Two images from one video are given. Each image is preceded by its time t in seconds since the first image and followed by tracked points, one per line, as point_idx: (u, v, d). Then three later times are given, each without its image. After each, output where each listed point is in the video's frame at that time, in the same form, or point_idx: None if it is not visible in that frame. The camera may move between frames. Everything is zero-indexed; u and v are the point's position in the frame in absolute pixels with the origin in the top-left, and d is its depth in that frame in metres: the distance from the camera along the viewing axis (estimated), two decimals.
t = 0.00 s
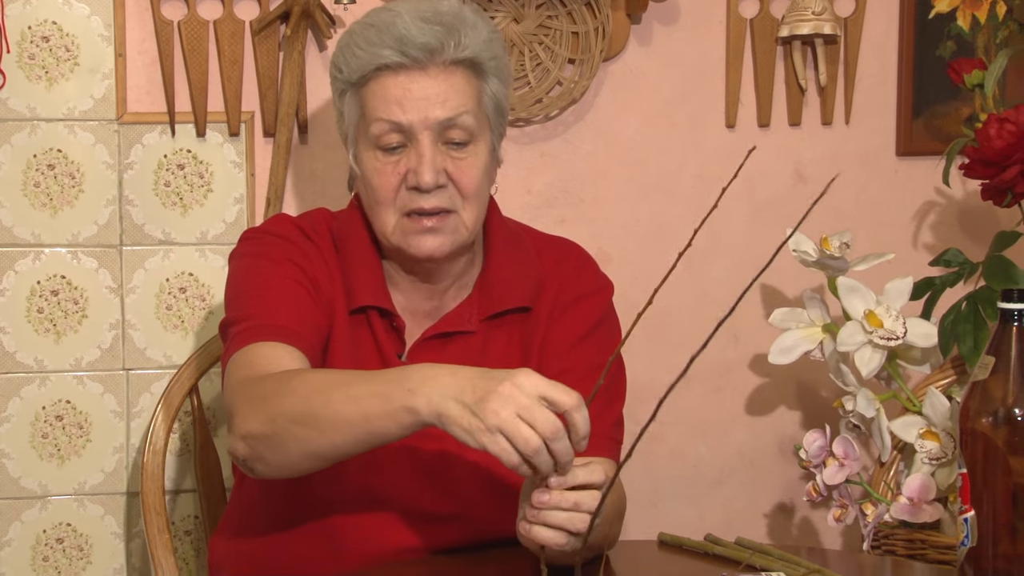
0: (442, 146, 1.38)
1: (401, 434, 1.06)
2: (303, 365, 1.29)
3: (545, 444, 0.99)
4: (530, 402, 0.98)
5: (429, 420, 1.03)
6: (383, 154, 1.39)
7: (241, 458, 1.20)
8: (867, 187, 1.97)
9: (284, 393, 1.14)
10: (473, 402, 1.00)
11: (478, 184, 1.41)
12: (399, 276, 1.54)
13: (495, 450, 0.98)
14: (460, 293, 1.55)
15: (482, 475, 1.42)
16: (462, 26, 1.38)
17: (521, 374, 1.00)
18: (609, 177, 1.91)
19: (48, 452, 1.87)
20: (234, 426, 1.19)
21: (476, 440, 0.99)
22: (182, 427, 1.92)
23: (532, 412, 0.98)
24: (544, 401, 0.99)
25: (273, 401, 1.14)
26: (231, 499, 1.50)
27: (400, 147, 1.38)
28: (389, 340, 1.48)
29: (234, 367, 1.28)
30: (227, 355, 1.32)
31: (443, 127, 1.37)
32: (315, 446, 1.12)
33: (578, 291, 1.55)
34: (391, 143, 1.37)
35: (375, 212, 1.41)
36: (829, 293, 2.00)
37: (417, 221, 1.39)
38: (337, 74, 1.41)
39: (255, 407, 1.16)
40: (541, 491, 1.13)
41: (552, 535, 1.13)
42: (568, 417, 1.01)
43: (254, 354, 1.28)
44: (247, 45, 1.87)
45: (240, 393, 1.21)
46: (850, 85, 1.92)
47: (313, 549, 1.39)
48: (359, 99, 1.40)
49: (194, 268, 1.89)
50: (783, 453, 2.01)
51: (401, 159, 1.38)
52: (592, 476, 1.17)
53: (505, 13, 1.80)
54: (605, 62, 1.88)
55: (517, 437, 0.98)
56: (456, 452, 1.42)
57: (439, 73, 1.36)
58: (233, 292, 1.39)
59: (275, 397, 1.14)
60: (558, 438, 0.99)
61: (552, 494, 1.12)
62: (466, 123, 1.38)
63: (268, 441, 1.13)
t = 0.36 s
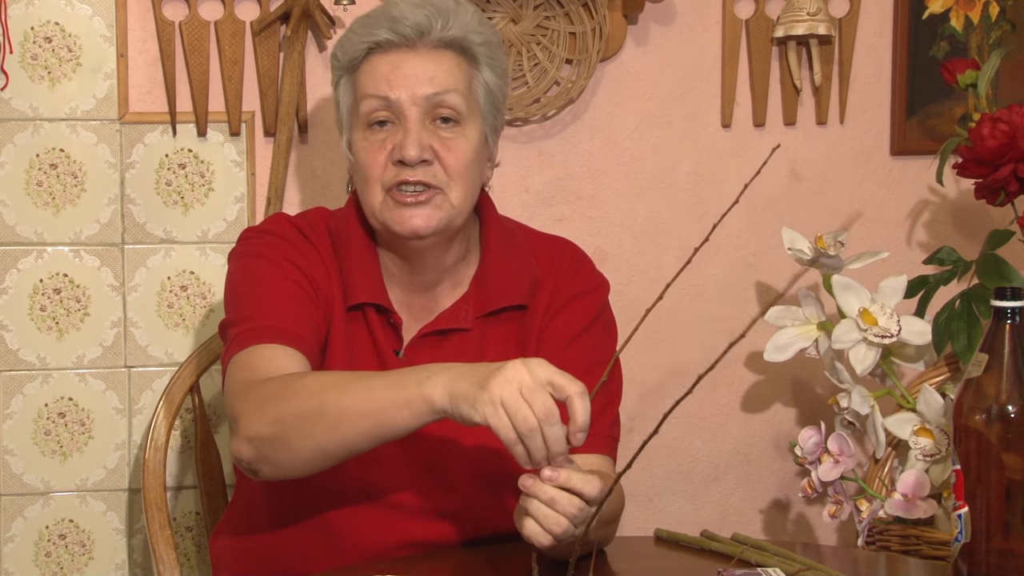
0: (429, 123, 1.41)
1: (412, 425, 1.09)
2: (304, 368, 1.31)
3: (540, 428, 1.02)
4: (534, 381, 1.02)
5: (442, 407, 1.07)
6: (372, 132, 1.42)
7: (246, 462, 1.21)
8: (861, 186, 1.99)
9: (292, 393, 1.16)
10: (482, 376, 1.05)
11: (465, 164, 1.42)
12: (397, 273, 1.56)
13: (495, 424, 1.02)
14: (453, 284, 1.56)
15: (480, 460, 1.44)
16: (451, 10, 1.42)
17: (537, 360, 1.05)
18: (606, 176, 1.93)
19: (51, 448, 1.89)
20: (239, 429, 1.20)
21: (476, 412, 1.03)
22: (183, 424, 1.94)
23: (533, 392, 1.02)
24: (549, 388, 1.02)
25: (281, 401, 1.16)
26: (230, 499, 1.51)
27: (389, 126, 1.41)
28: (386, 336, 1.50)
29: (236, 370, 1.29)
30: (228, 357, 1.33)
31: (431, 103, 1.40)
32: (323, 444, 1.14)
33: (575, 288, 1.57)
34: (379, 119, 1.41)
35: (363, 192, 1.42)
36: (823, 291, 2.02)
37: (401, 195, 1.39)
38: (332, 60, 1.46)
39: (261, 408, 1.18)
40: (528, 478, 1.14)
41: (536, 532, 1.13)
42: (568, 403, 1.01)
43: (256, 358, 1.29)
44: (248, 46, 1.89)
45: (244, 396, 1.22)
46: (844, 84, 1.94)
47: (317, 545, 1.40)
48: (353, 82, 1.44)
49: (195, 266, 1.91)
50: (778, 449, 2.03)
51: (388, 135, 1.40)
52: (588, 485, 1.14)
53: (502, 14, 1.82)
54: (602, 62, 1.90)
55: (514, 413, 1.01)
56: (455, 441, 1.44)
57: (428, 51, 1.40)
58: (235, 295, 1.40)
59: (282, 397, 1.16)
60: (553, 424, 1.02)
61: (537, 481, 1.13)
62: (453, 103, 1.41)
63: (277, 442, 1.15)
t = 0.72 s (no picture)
0: (464, 147, 1.42)
1: (417, 419, 1.09)
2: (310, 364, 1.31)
3: (539, 419, 1.03)
4: (538, 372, 1.04)
5: (447, 396, 1.08)
6: (406, 150, 1.42)
7: (250, 457, 1.21)
8: (858, 188, 2.02)
9: (300, 389, 1.17)
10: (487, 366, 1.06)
11: (492, 189, 1.45)
12: (402, 275, 1.56)
13: (494, 407, 1.03)
14: (461, 297, 1.58)
15: (481, 456, 1.46)
16: (492, 32, 1.43)
17: (540, 354, 1.07)
18: (605, 180, 1.95)
19: (55, 450, 1.91)
20: (245, 424, 1.20)
21: (478, 397, 1.04)
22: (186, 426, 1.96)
23: (536, 382, 1.03)
24: (551, 381, 1.04)
25: (288, 398, 1.17)
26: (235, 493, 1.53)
27: (424, 145, 1.42)
28: (391, 340, 1.50)
29: (240, 365, 1.29)
30: (231, 353, 1.34)
31: (469, 129, 1.41)
32: (329, 439, 1.14)
33: (578, 294, 1.59)
34: (416, 139, 1.41)
35: (393, 208, 1.44)
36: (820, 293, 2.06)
37: (433, 221, 1.42)
38: (365, 67, 1.44)
39: (267, 404, 1.18)
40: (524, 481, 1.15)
41: (534, 533, 1.14)
42: (565, 402, 1.04)
43: (263, 352, 1.30)
44: (250, 51, 1.91)
45: (250, 391, 1.22)
46: (841, 88, 1.97)
47: (316, 540, 1.42)
48: (387, 94, 1.43)
49: (198, 269, 1.93)
50: (775, 450, 2.06)
51: (424, 158, 1.41)
52: (584, 485, 1.14)
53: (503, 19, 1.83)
54: (602, 67, 1.92)
55: (516, 400, 1.02)
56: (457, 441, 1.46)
57: (470, 74, 1.41)
58: (241, 292, 1.41)
59: (290, 393, 1.17)
60: (551, 418, 1.03)
61: (533, 483, 1.14)
62: (490, 128, 1.42)
63: (283, 436, 1.15)
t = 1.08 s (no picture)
0: (476, 159, 1.46)
1: (426, 412, 1.12)
2: (318, 357, 1.34)
3: (544, 417, 1.06)
4: (549, 374, 1.08)
5: (459, 391, 1.11)
6: (419, 160, 1.46)
7: (257, 444, 1.23)
8: (852, 194, 2.08)
9: (312, 379, 1.19)
10: (498, 363, 1.10)
11: (501, 200, 1.49)
12: (409, 277, 1.60)
13: (504, 399, 1.06)
14: (466, 300, 1.61)
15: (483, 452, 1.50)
16: (508, 47, 1.47)
17: (555, 361, 1.11)
18: (604, 186, 1.99)
19: (65, 450, 1.95)
20: (254, 412, 1.22)
21: (487, 389, 1.07)
22: (193, 427, 2.00)
23: (546, 383, 1.07)
24: (560, 385, 1.08)
25: (300, 388, 1.19)
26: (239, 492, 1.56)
27: (436, 155, 1.46)
28: (397, 337, 1.54)
29: (249, 355, 1.32)
30: (238, 343, 1.36)
31: (481, 142, 1.45)
32: (339, 429, 1.16)
33: (581, 296, 1.63)
34: (429, 149, 1.45)
35: (404, 216, 1.48)
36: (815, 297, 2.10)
37: (442, 229, 1.47)
38: (381, 77, 1.47)
39: (278, 393, 1.20)
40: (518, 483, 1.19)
41: (530, 531, 1.18)
42: (573, 407, 1.08)
43: (272, 344, 1.32)
44: (255, 59, 1.95)
45: (260, 380, 1.25)
46: (835, 96, 2.02)
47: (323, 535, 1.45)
48: (402, 103, 1.47)
49: (205, 273, 1.97)
50: (771, 451, 2.11)
51: (436, 167, 1.45)
52: (578, 485, 1.17)
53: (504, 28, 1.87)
54: (601, 75, 1.96)
55: (525, 397, 1.06)
56: (465, 440, 1.50)
57: (484, 88, 1.45)
58: (251, 285, 1.44)
59: (302, 384, 1.19)
60: (557, 418, 1.06)
61: (529, 484, 1.17)
62: (501, 140, 1.46)
63: (292, 424, 1.17)
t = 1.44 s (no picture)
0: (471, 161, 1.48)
1: (434, 410, 1.14)
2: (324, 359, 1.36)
3: (549, 421, 1.09)
4: (557, 380, 1.11)
5: (466, 391, 1.13)
6: (415, 162, 1.48)
7: (264, 442, 1.25)
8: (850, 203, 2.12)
9: (321, 378, 1.22)
10: (503, 369, 1.12)
11: (497, 203, 1.51)
12: (414, 284, 1.62)
13: (510, 400, 1.09)
14: (470, 307, 1.63)
15: (487, 450, 1.52)
16: (503, 50, 1.49)
17: (564, 369, 1.13)
18: (605, 194, 2.02)
19: (72, 455, 1.97)
20: (262, 410, 1.25)
21: (496, 388, 1.09)
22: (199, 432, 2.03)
23: (554, 389, 1.10)
24: (567, 394, 1.11)
25: (308, 386, 1.22)
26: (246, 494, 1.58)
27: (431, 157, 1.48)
28: (402, 343, 1.56)
29: (256, 354, 1.34)
30: (245, 344, 1.38)
31: (475, 143, 1.47)
32: (346, 427, 1.18)
33: (582, 303, 1.65)
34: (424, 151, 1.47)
35: (400, 218, 1.50)
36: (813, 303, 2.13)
37: (437, 231, 1.48)
38: (379, 81, 1.50)
39: (286, 391, 1.23)
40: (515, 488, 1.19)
41: (530, 535, 1.20)
42: (576, 417, 1.11)
43: (279, 346, 1.34)
44: (260, 69, 1.97)
45: (268, 379, 1.27)
46: (833, 107, 2.05)
47: (334, 537, 1.48)
48: (398, 107, 1.50)
49: (211, 280, 2.00)
50: (770, 455, 2.14)
51: (431, 169, 1.48)
52: (575, 488, 1.20)
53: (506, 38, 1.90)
54: (602, 84, 1.99)
55: (533, 400, 1.08)
56: (468, 444, 1.52)
57: (478, 90, 1.47)
58: (259, 287, 1.46)
59: (310, 382, 1.22)
60: (562, 423, 1.09)
61: (526, 488, 1.18)
62: (496, 142, 1.49)
63: (300, 422, 1.20)
